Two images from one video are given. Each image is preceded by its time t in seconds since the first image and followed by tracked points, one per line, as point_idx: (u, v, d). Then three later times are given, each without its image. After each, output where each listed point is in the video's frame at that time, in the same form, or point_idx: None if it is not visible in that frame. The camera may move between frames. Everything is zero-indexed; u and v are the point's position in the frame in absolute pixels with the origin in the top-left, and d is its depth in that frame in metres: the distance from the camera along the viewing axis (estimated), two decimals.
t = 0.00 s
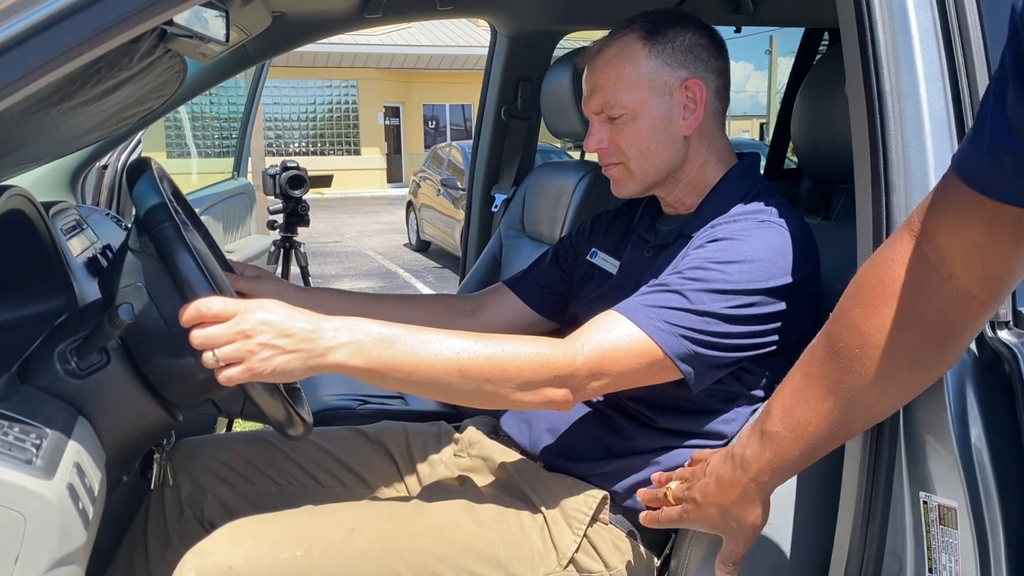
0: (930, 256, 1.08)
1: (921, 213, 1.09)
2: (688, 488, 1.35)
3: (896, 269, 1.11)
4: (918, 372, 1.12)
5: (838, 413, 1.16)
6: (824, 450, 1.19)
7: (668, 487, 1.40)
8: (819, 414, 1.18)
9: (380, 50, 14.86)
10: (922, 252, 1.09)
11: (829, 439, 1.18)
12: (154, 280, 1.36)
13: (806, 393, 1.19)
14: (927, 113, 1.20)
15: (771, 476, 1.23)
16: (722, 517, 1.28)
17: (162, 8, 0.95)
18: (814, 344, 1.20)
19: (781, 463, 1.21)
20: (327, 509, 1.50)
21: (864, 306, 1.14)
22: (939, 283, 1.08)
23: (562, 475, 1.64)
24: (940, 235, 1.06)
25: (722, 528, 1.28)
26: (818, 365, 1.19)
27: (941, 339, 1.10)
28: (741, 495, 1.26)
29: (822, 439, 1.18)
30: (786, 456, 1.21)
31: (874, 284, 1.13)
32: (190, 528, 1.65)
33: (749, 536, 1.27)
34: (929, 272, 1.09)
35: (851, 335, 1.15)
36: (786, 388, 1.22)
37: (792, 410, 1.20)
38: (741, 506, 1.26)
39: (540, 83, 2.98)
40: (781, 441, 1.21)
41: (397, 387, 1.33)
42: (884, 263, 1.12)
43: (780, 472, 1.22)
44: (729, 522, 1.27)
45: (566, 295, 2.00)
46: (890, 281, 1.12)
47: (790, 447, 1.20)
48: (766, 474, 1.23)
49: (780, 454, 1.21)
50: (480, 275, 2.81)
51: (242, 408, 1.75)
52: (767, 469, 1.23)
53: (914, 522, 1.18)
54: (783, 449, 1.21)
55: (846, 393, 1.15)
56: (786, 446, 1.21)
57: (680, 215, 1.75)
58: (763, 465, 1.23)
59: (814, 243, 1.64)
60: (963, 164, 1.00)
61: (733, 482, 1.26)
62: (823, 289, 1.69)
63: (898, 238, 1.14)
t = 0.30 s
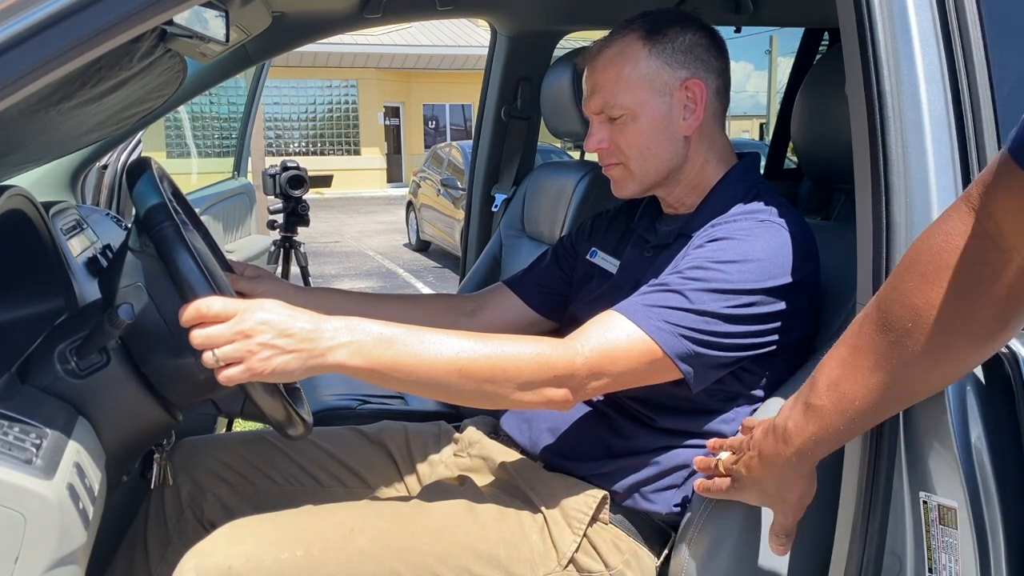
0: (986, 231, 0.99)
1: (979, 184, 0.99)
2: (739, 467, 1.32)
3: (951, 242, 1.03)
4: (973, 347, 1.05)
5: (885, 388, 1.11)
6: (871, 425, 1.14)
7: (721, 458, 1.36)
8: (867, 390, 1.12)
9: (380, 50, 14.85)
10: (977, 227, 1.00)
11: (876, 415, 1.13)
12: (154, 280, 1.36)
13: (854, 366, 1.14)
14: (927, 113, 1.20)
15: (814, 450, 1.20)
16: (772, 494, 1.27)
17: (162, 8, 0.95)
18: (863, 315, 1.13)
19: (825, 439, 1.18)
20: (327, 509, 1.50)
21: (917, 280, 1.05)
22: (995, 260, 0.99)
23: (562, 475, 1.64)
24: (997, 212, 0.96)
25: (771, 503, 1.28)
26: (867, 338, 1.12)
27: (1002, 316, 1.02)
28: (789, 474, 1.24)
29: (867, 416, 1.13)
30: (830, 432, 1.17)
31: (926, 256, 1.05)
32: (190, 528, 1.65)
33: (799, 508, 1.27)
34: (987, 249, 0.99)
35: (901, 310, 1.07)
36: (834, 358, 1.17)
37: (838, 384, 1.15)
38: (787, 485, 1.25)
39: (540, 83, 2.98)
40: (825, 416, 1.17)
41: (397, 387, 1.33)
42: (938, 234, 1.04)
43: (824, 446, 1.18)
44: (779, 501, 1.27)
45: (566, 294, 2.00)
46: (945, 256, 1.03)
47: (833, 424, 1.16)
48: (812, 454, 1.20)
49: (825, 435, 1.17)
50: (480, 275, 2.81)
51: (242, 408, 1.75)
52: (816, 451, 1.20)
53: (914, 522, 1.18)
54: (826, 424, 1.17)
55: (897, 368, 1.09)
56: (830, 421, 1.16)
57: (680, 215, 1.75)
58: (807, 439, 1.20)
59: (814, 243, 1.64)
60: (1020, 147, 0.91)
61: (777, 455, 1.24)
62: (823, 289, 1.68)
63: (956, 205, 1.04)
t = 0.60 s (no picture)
0: (1015, 204, 0.96)
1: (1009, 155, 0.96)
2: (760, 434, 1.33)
3: (977, 213, 1.00)
4: (994, 318, 1.04)
5: (903, 356, 1.10)
6: (886, 393, 1.14)
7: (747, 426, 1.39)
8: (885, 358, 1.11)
9: (380, 50, 14.85)
10: (1006, 200, 0.97)
11: (893, 384, 1.12)
12: (154, 280, 1.36)
13: (871, 334, 1.13)
14: (927, 113, 1.20)
15: (831, 417, 1.20)
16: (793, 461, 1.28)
17: (162, 8, 0.95)
18: (882, 281, 1.11)
19: (841, 406, 1.17)
20: (327, 509, 1.50)
21: (939, 249, 1.03)
22: None
23: (562, 475, 1.64)
24: None
25: (795, 470, 1.29)
26: (885, 307, 1.10)
27: None
28: (805, 440, 1.24)
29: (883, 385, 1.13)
30: (846, 400, 1.16)
31: (950, 226, 1.03)
32: (190, 528, 1.65)
33: (821, 471, 1.27)
34: (1015, 222, 0.97)
35: (923, 280, 1.05)
36: (852, 324, 1.16)
37: (854, 352, 1.15)
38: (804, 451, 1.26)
39: (540, 83, 2.98)
40: (840, 384, 1.16)
41: (397, 387, 1.33)
42: (963, 205, 1.02)
43: (839, 413, 1.18)
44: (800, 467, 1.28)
45: (566, 294, 2.00)
46: (971, 227, 1.01)
47: (849, 392, 1.16)
48: (826, 420, 1.20)
49: (841, 402, 1.17)
50: (480, 275, 2.81)
51: (242, 408, 1.75)
52: (829, 416, 1.20)
53: (914, 523, 1.18)
54: (842, 391, 1.16)
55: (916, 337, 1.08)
56: (847, 389, 1.16)
57: (680, 215, 1.75)
58: (822, 405, 1.20)
59: (814, 243, 1.64)
60: None
61: (793, 421, 1.25)
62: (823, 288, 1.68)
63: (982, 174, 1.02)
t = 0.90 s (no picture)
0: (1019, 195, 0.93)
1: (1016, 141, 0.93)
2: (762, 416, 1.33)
3: (980, 201, 0.97)
4: (996, 304, 1.02)
5: (901, 339, 1.09)
6: (885, 373, 1.14)
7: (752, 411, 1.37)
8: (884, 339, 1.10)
9: (380, 50, 14.85)
10: (1011, 189, 0.94)
11: (891, 365, 1.12)
12: (154, 280, 1.36)
13: (870, 316, 1.11)
14: (927, 113, 1.20)
15: (827, 398, 1.20)
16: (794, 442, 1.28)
17: (162, 8, 0.95)
18: (883, 263, 1.09)
19: (839, 386, 1.17)
20: (327, 509, 1.50)
21: (942, 235, 1.01)
22: None
23: (561, 475, 1.64)
24: None
25: (798, 452, 1.29)
26: (885, 290, 1.09)
27: None
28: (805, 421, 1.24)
29: (881, 366, 1.12)
30: (845, 381, 1.16)
31: (954, 212, 1.00)
32: (190, 528, 1.65)
33: (823, 451, 1.27)
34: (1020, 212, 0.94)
35: (924, 265, 1.03)
36: (852, 305, 1.14)
37: (854, 334, 1.13)
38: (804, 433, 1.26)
39: (540, 83, 2.98)
40: (839, 365, 1.16)
41: (397, 387, 1.33)
42: (967, 190, 0.98)
43: (838, 393, 1.18)
44: (802, 448, 1.28)
45: (566, 294, 2.00)
46: (975, 213, 0.98)
47: (847, 373, 1.15)
48: (822, 401, 1.20)
49: (839, 383, 1.17)
50: (480, 275, 2.81)
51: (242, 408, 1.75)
52: (825, 396, 1.19)
53: (915, 523, 1.18)
54: (840, 372, 1.16)
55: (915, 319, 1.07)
56: (845, 371, 1.15)
57: (680, 216, 1.75)
58: (821, 385, 1.19)
59: (814, 243, 1.64)
60: None
61: (791, 402, 1.25)
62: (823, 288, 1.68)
63: (988, 157, 0.99)
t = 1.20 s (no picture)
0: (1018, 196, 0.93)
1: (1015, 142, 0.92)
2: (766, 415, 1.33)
3: (979, 202, 0.97)
4: (994, 305, 1.02)
5: (899, 338, 1.09)
6: (883, 372, 1.14)
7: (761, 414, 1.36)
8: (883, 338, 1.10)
9: (380, 50, 14.85)
10: (1010, 189, 0.94)
11: (890, 364, 1.12)
12: (154, 280, 1.36)
13: (869, 314, 1.11)
14: (927, 113, 1.20)
15: (825, 396, 1.20)
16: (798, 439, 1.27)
17: (162, 8, 0.95)
18: (882, 262, 1.09)
19: (837, 384, 1.17)
20: (327, 509, 1.50)
21: (941, 234, 1.01)
22: None
23: (561, 475, 1.64)
24: None
25: (803, 449, 1.29)
26: (884, 288, 1.09)
27: None
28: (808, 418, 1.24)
29: (880, 364, 1.12)
30: (843, 379, 1.16)
31: (953, 212, 1.00)
32: (190, 528, 1.65)
33: (828, 448, 1.27)
34: (1018, 212, 0.94)
35: (923, 264, 1.03)
36: (852, 303, 1.15)
37: (853, 332, 1.13)
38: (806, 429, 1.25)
39: (540, 83, 2.98)
40: (837, 362, 1.16)
41: (397, 387, 1.33)
42: (966, 190, 0.98)
43: (836, 391, 1.18)
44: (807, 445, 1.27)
45: (566, 294, 2.00)
46: (974, 213, 0.98)
47: (845, 371, 1.15)
48: (822, 397, 1.20)
49: (838, 380, 1.17)
50: (480, 275, 2.80)
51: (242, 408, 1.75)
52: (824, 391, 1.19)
53: (915, 523, 1.18)
54: (839, 370, 1.16)
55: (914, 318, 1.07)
56: (843, 369, 1.15)
57: (680, 216, 1.75)
58: (819, 383, 1.19)
59: (814, 242, 1.64)
60: None
61: (790, 400, 1.25)
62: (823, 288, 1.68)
63: (988, 157, 0.99)
